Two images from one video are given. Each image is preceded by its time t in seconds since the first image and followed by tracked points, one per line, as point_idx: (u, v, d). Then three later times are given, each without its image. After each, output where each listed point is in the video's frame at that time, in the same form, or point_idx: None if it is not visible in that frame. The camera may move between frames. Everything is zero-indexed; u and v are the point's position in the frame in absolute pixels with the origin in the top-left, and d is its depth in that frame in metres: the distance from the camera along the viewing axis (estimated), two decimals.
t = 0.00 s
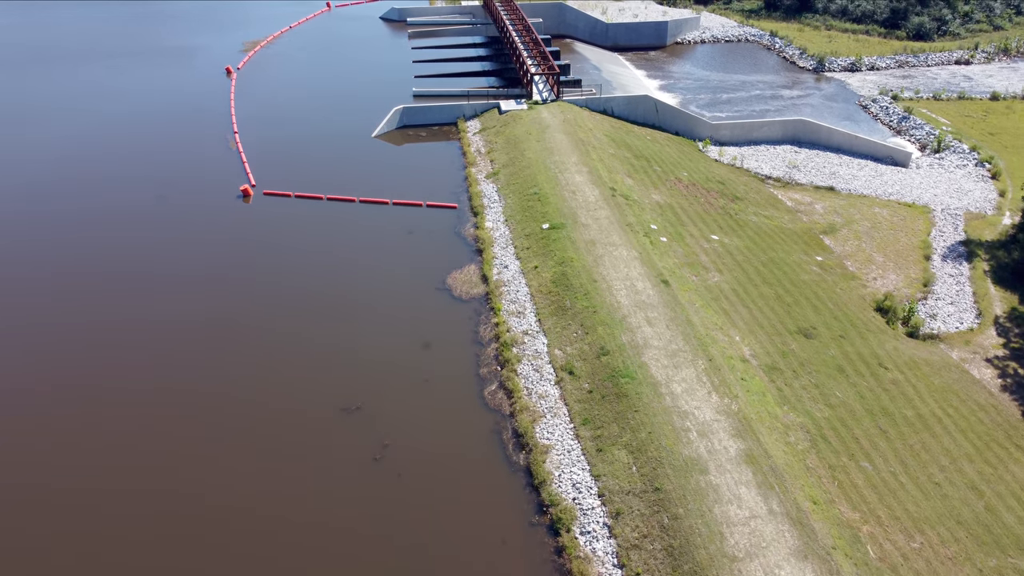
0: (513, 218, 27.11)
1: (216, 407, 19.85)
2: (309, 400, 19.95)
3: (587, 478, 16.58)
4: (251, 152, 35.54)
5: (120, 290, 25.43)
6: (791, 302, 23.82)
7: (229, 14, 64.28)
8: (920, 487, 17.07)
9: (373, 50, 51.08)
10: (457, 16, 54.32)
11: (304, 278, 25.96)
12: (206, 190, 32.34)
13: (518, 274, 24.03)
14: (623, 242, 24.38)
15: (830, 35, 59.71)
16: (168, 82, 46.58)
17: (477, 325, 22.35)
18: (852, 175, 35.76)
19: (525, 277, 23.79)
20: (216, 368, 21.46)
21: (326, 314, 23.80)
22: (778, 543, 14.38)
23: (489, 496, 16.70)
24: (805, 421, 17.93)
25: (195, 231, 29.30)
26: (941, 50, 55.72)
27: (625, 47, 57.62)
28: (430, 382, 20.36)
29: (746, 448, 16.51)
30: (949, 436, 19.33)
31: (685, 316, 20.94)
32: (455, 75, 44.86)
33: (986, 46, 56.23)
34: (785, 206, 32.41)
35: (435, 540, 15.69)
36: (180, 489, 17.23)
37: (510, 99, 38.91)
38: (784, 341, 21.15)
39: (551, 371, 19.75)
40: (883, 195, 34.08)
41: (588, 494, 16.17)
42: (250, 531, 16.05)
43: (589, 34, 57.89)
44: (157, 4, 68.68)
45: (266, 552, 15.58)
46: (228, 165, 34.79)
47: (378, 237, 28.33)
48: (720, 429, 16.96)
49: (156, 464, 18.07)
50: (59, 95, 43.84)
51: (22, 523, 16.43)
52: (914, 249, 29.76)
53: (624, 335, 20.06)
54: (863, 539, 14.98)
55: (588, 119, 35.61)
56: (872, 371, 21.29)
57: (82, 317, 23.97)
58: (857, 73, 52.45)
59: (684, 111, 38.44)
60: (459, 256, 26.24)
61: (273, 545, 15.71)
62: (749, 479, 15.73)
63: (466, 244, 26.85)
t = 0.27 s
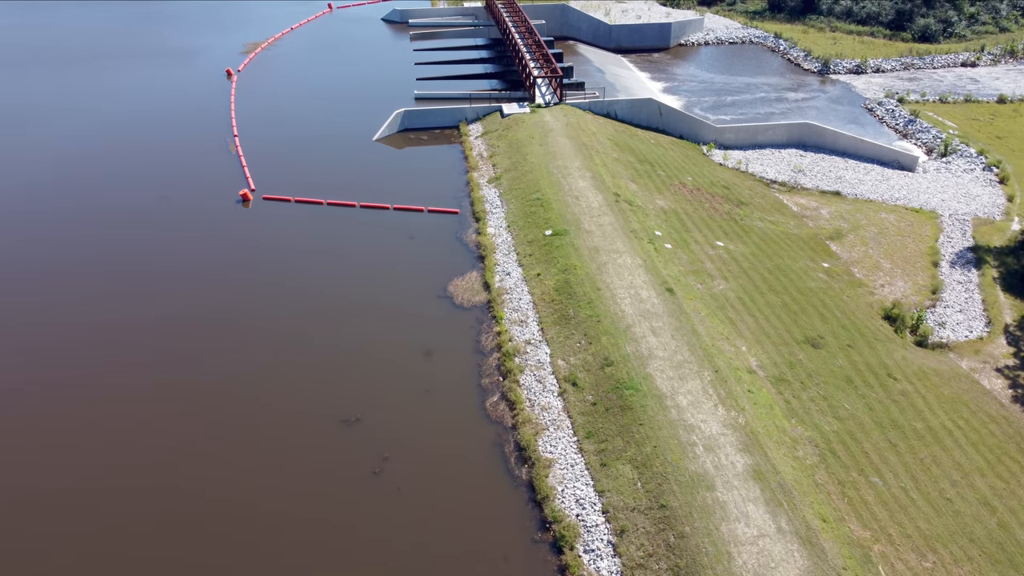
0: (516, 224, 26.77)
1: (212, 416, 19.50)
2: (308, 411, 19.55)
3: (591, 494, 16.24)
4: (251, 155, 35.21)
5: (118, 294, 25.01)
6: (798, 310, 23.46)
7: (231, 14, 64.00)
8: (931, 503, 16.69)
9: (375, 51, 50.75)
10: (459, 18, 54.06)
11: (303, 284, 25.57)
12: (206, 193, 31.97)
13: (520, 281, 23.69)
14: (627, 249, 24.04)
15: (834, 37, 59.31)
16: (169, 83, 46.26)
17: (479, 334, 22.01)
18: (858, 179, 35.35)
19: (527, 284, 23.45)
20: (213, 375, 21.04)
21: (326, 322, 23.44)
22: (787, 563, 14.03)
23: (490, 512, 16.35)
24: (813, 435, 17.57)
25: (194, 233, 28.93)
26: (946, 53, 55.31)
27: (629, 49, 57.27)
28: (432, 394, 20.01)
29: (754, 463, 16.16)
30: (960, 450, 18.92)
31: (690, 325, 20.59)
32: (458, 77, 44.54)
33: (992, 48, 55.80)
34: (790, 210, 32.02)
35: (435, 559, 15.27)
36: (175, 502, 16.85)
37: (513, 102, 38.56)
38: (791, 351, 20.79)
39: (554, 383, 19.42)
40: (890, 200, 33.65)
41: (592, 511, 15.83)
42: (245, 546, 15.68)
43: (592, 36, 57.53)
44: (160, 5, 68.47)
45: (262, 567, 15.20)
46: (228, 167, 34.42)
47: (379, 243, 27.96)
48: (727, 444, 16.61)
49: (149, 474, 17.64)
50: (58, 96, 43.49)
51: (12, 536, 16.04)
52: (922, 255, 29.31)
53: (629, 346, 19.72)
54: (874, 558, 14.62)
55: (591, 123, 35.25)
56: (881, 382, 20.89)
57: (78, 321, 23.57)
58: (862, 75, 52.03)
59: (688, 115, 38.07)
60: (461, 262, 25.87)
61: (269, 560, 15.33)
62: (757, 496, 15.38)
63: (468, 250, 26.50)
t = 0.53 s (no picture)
0: (518, 230, 26.42)
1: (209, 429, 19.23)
2: (307, 424, 19.24)
3: (595, 510, 15.87)
4: (251, 159, 34.93)
5: (116, 303, 24.79)
6: (805, 319, 23.07)
7: (232, 15, 63.75)
8: (942, 520, 16.29)
9: (376, 53, 50.44)
10: (460, 20, 53.92)
11: (303, 292, 25.30)
12: (205, 199, 31.71)
13: (522, 289, 23.34)
14: (631, 256, 23.69)
15: (838, 39, 58.87)
16: (169, 84, 45.98)
17: (480, 343, 21.66)
18: (864, 184, 34.93)
19: (529, 292, 23.10)
20: (211, 387, 20.78)
21: (326, 330, 23.12)
22: None
23: (491, 528, 15.98)
24: (821, 450, 17.18)
25: (193, 241, 28.68)
26: (952, 54, 54.86)
27: (631, 51, 56.93)
28: (432, 405, 19.67)
29: (761, 479, 15.79)
30: (972, 464, 18.49)
31: (696, 335, 20.22)
32: (459, 80, 44.21)
33: (998, 50, 55.30)
34: (795, 215, 31.64)
35: None
36: (170, 519, 16.59)
37: (514, 106, 38.21)
38: (798, 361, 20.41)
39: (556, 394, 19.06)
40: (896, 205, 33.24)
41: (595, 528, 15.46)
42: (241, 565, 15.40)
43: (594, 37, 57.19)
44: (161, 5, 68.24)
45: None
46: (228, 172, 34.18)
47: (379, 250, 27.67)
48: (733, 459, 16.25)
49: (143, 494, 17.36)
50: (57, 97, 43.20)
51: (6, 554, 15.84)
52: (929, 261, 28.88)
53: (632, 356, 19.35)
54: None
55: (594, 126, 34.89)
56: (889, 393, 20.49)
57: (77, 332, 23.38)
58: (866, 77, 51.61)
59: (692, 118, 37.69)
60: (462, 269, 25.53)
61: None
62: (764, 513, 15.00)
63: (469, 257, 26.16)
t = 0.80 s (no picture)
0: (518, 236, 26.07)
1: (202, 441, 18.86)
2: (303, 436, 18.88)
3: (597, 527, 15.53)
4: (249, 165, 34.67)
5: (110, 311, 24.44)
6: (809, 327, 22.71)
7: (231, 16, 63.48)
8: (952, 536, 15.93)
9: (376, 55, 50.14)
10: (459, 22, 53.78)
11: (300, 300, 24.97)
12: (203, 206, 31.46)
13: (522, 296, 23.00)
14: (633, 263, 23.34)
15: (841, 40, 58.52)
16: (168, 88, 45.76)
17: (480, 353, 21.32)
18: (868, 188, 34.58)
19: (530, 300, 22.76)
20: (206, 397, 20.41)
21: (323, 339, 22.78)
22: None
23: (491, 546, 15.61)
24: (828, 464, 16.83)
25: (185, 251, 28.26)
26: (955, 56, 54.47)
27: (632, 53, 56.64)
28: (431, 416, 19.32)
29: (767, 495, 15.44)
30: (982, 477, 18.11)
31: (699, 345, 19.86)
32: (459, 82, 43.88)
33: (1002, 51, 54.91)
34: (799, 220, 31.30)
35: None
36: (162, 536, 16.22)
37: (515, 109, 37.90)
38: (803, 371, 20.05)
39: (557, 406, 18.71)
40: (901, 209, 32.87)
41: (597, 545, 15.11)
42: None
43: (595, 39, 56.86)
44: (161, 6, 68.01)
45: None
46: (225, 177, 33.90)
47: (377, 256, 27.34)
48: (739, 474, 15.90)
49: (135, 508, 17.01)
50: (54, 101, 42.88)
51: None
52: (935, 267, 28.53)
53: (635, 367, 19.01)
54: None
55: (595, 130, 34.54)
56: (896, 404, 20.13)
57: (70, 340, 23.02)
58: (869, 79, 51.26)
59: (694, 121, 37.33)
60: (461, 276, 25.18)
61: None
62: (771, 531, 14.66)
63: (468, 263, 25.81)
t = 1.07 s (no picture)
0: (518, 242, 25.72)
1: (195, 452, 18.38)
2: (299, 447, 18.46)
3: (599, 544, 15.16)
4: (246, 167, 34.23)
5: (103, 315, 23.90)
6: (814, 335, 22.35)
7: (230, 17, 63.09)
8: (962, 553, 15.57)
9: (375, 56, 49.75)
10: (459, 23, 53.33)
11: (297, 305, 24.54)
12: (199, 208, 30.98)
13: (522, 304, 22.63)
14: (635, 270, 22.99)
15: (842, 42, 58.19)
16: (165, 89, 45.33)
17: (479, 362, 20.97)
18: (871, 192, 34.22)
19: (530, 308, 22.39)
20: (199, 405, 19.92)
21: (320, 346, 22.37)
22: None
23: (491, 563, 15.22)
24: (835, 479, 16.48)
25: (180, 253, 27.75)
26: (957, 58, 54.15)
27: (633, 55, 56.32)
28: (429, 427, 18.95)
29: (773, 511, 15.09)
30: (991, 490, 17.74)
31: (703, 355, 19.49)
32: (459, 85, 43.53)
33: (1004, 53, 54.57)
34: (802, 225, 30.94)
35: None
36: (152, 550, 15.75)
37: (515, 112, 37.54)
38: (808, 382, 19.70)
39: (558, 418, 18.35)
40: (905, 214, 32.52)
41: (600, 563, 14.76)
42: None
43: (595, 40, 56.48)
44: (159, 6, 67.66)
45: None
46: (222, 179, 33.43)
47: (375, 262, 26.96)
48: (744, 489, 15.54)
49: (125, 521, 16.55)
50: (50, 101, 42.38)
51: None
52: (940, 273, 28.16)
53: (637, 378, 18.66)
54: None
55: (596, 133, 34.19)
56: (903, 415, 19.76)
57: (60, 345, 22.45)
58: (871, 81, 50.93)
59: (695, 124, 36.98)
60: (460, 283, 24.82)
61: None
62: (778, 549, 14.31)
63: (467, 270, 25.44)
